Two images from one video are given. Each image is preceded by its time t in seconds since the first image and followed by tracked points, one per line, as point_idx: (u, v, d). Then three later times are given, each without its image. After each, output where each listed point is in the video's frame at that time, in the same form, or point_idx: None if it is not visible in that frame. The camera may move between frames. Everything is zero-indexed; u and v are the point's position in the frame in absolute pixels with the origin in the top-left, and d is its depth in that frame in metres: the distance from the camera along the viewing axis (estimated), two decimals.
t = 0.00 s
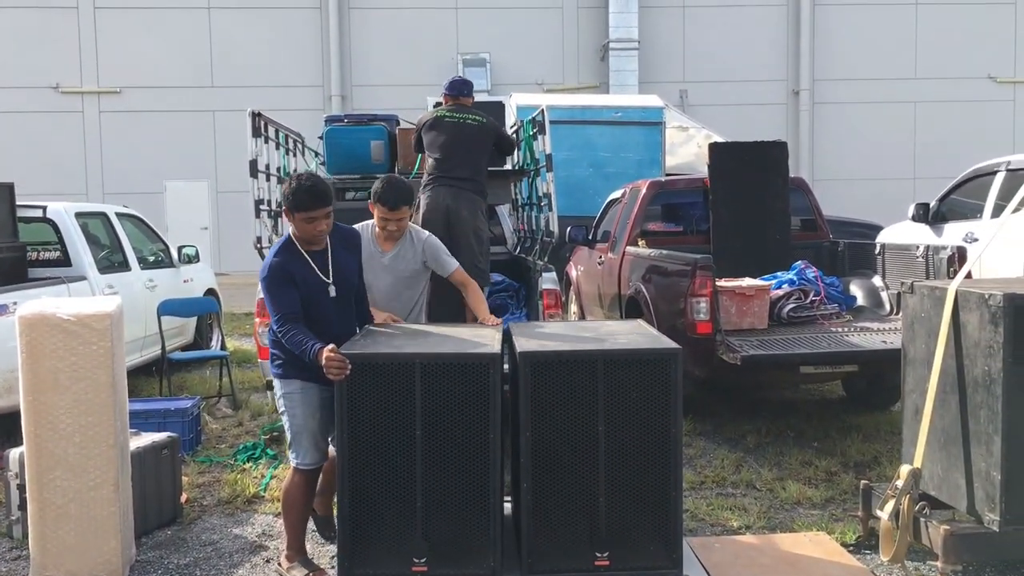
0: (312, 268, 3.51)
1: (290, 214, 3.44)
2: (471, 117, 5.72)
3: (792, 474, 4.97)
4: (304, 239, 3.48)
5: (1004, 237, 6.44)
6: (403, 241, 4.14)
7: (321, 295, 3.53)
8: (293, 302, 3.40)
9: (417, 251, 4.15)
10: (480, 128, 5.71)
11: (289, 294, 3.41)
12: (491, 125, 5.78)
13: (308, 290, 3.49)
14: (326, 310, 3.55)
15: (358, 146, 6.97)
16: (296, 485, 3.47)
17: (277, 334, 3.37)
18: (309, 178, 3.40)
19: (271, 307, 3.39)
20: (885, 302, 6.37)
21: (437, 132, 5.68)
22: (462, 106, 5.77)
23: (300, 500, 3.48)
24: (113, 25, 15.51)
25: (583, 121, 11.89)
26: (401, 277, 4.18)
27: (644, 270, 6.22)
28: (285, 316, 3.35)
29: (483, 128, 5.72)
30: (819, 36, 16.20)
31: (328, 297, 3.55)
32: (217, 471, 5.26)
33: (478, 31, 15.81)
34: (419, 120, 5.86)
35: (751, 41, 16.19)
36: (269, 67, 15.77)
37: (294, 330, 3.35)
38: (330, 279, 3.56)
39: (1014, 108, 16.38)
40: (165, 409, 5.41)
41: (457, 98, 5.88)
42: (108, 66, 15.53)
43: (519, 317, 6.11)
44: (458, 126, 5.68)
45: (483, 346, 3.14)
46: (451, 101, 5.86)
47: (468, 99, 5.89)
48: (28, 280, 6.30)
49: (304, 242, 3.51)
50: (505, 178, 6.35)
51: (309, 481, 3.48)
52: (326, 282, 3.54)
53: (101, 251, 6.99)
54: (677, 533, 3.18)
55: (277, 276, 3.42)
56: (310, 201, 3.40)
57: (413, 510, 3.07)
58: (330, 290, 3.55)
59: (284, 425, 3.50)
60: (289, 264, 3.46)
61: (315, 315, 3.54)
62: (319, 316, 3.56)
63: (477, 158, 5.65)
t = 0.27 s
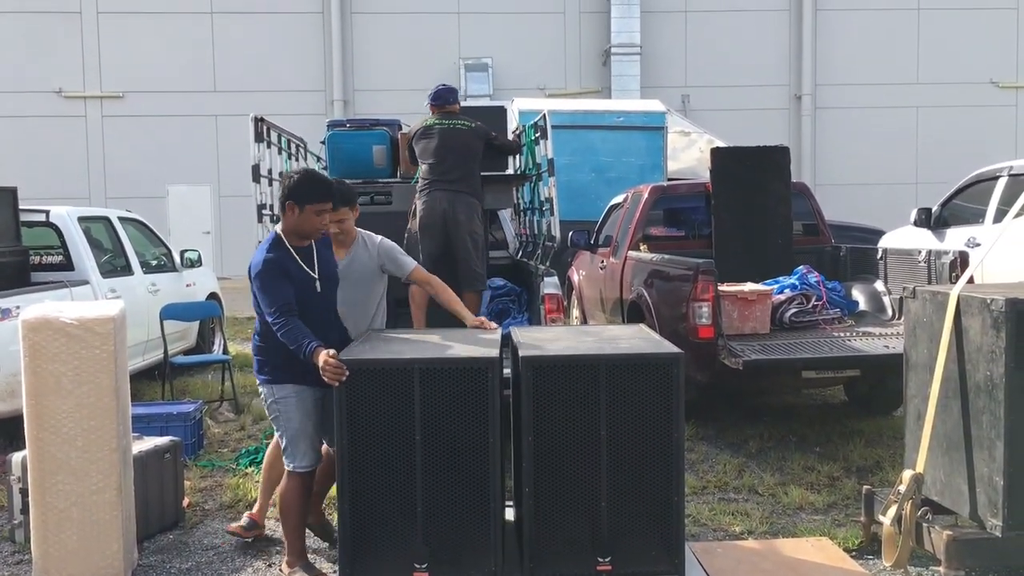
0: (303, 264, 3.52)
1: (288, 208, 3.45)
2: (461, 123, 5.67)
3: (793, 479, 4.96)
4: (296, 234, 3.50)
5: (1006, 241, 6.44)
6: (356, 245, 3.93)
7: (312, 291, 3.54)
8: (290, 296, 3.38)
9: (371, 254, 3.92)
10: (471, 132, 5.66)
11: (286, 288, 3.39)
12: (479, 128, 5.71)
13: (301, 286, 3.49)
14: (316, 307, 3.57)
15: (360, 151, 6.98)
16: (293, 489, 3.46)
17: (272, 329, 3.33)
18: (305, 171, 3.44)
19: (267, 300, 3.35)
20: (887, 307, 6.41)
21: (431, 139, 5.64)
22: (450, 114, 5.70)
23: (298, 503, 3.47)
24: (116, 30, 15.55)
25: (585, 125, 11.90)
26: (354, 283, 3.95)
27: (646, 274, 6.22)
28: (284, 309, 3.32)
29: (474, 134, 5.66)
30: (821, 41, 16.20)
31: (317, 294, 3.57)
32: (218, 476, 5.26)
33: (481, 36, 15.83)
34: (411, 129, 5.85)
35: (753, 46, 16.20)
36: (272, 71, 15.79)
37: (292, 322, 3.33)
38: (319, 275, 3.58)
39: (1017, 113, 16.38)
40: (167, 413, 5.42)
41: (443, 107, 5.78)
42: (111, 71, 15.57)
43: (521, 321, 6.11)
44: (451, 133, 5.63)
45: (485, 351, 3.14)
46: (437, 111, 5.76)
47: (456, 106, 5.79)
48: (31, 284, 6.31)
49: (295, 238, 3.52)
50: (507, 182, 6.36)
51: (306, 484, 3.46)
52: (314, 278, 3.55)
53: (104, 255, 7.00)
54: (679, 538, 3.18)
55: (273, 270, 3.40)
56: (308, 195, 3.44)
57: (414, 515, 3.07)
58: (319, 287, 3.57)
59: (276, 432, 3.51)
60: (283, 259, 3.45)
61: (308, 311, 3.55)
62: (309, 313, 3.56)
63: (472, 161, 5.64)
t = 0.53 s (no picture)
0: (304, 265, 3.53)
1: (296, 208, 3.50)
2: (464, 127, 5.77)
3: (795, 482, 4.96)
4: (297, 234, 3.54)
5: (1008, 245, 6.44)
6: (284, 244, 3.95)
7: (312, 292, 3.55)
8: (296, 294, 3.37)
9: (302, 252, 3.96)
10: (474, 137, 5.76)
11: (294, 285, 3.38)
12: (480, 134, 5.81)
13: (304, 285, 3.49)
14: (314, 310, 3.58)
15: (362, 155, 6.98)
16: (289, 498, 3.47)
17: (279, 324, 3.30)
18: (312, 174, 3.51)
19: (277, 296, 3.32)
20: (889, 310, 6.38)
21: (435, 141, 5.70)
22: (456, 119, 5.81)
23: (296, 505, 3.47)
24: (119, 34, 15.60)
25: (586, 129, 11.91)
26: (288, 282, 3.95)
27: (648, 277, 6.23)
28: (292, 307, 3.32)
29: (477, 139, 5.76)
30: (822, 45, 16.21)
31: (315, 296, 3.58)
32: (220, 479, 5.27)
33: (483, 39, 15.85)
34: (415, 133, 5.88)
35: (754, 50, 16.21)
36: (274, 75, 15.82)
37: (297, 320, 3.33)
38: (313, 278, 3.61)
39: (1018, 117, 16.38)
40: (169, 416, 5.42)
41: (447, 112, 5.88)
42: (114, 74, 15.61)
43: (522, 324, 6.11)
44: (457, 135, 5.70)
45: (487, 353, 3.15)
46: (441, 116, 5.86)
47: (459, 111, 5.89)
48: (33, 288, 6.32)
49: (297, 238, 3.56)
50: (508, 186, 6.37)
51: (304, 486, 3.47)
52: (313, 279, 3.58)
53: (106, 259, 7.01)
54: (680, 540, 3.18)
55: (281, 266, 3.38)
56: (315, 197, 3.51)
57: (415, 517, 3.07)
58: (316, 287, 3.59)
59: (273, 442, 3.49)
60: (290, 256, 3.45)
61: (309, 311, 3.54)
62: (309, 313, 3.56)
63: (474, 164, 5.69)
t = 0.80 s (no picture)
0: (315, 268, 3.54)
1: (314, 210, 3.53)
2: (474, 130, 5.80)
3: (796, 484, 4.96)
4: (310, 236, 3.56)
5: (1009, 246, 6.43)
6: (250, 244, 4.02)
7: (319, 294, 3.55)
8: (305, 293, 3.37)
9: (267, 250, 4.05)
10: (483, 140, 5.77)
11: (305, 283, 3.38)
12: (493, 138, 5.82)
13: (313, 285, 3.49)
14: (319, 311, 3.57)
15: (363, 155, 6.98)
16: (306, 501, 3.43)
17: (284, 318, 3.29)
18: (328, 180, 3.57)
19: (286, 291, 3.31)
20: (890, 311, 6.38)
21: (444, 140, 5.73)
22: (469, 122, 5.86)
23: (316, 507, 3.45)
24: (121, 34, 15.61)
25: (588, 130, 11.91)
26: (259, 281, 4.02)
27: (649, 279, 6.23)
28: (302, 303, 3.31)
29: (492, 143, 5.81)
30: (824, 46, 16.20)
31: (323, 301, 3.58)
32: (221, 479, 5.27)
33: (484, 40, 15.86)
34: (425, 133, 5.91)
35: (757, 50, 16.21)
36: (276, 75, 15.82)
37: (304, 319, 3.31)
38: (320, 283, 3.62)
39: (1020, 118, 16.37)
40: (170, 416, 5.42)
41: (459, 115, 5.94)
42: (116, 75, 15.62)
43: (523, 325, 6.11)
44: (467, 136, 5.72)
45: (489, 354, 3.15)
46: (453, 117, 5.92)
47: (471, 116, 5.94)
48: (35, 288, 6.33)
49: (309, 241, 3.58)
50: (510, 187, 6.37)
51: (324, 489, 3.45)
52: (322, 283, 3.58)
53: (108, 260, 7.02)
54: (681, 541, 3.18)
55: (295, 262, 3.39)
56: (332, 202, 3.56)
57: (417, 519, 3.07)
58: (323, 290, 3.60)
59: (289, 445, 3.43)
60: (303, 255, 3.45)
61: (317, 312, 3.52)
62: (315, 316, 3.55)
63: (482, 167, 5.71)
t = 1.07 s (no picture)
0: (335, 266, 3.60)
1: (340, 209, 3.60)
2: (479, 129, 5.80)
3: (800, 483, 4.96)
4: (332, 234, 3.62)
5: (1014, 246, 6.42)
6: (228, 260, 3.79)
7: (338, 293, 3.61)
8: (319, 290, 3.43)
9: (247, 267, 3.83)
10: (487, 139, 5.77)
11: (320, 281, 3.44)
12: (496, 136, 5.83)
13: (331, 283, 3.55)
14: (337, 310, 3.63)
15: (367, 154, 6.99)
16: (314, 507, 3.47)
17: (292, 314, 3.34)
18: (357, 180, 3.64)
19: (297, 287, 3.36)
20: (894, 312, 6.38)
21: (448, 140, 5.73)
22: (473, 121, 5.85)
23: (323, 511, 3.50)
24: (126, 32, 15.63)
25: (592, 129, 11.92)
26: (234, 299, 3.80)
27: (652, 278, 6.23)
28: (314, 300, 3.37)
29: (498, 142, 5.83)
30: (829, 45, 16.19)
31: (341, 300, 3.64)
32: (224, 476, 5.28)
33: (489, 39, 15.86)
34: (431, 133, 5.92)
35: (761, 50, 16.20)
36: (280, 74, 15.84)
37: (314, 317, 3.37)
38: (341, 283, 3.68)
39: None
40: (174, 414, 5.43)
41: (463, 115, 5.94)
42: (120, 73, 15.64)
43: (527, 324, 6.11)
44: (473, 136, 5.71)
45: (492, 352, 3.15)
46: (458, 116, 5.90)
47: (476, 116, 5.95)
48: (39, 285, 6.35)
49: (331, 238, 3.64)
50: (513, 186, 6.37)
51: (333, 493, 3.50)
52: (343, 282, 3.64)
53: (112, 257, 7.03)
54: (684, 540, 3.18)
55: (314, 258, 3.44)
56: (359, 202, 3.62)
57: (420, 516, 3.07)
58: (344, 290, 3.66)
59: (301, 443, 3.50)
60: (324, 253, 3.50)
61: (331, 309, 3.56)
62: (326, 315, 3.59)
63: (488, 165, 5.70)
